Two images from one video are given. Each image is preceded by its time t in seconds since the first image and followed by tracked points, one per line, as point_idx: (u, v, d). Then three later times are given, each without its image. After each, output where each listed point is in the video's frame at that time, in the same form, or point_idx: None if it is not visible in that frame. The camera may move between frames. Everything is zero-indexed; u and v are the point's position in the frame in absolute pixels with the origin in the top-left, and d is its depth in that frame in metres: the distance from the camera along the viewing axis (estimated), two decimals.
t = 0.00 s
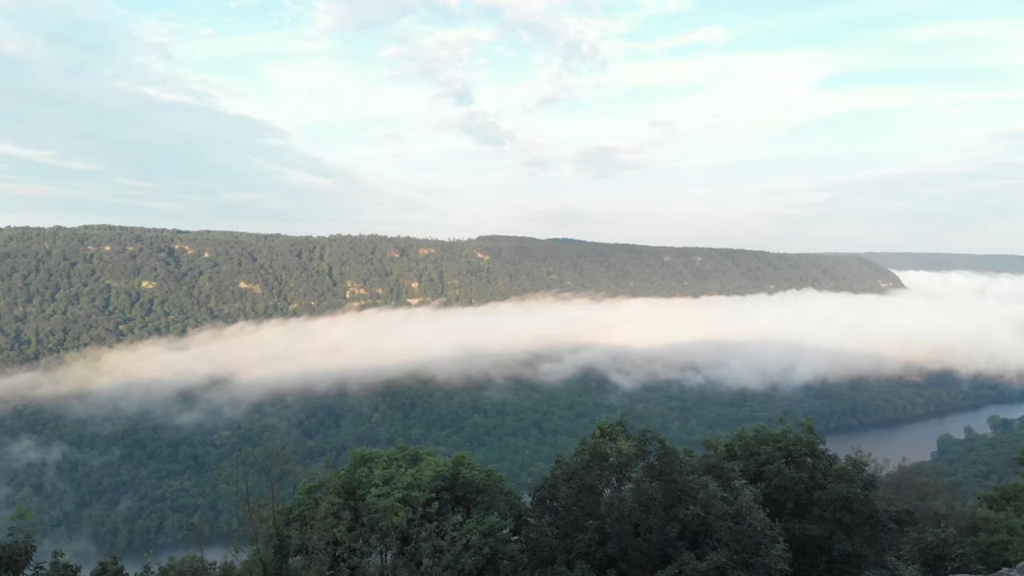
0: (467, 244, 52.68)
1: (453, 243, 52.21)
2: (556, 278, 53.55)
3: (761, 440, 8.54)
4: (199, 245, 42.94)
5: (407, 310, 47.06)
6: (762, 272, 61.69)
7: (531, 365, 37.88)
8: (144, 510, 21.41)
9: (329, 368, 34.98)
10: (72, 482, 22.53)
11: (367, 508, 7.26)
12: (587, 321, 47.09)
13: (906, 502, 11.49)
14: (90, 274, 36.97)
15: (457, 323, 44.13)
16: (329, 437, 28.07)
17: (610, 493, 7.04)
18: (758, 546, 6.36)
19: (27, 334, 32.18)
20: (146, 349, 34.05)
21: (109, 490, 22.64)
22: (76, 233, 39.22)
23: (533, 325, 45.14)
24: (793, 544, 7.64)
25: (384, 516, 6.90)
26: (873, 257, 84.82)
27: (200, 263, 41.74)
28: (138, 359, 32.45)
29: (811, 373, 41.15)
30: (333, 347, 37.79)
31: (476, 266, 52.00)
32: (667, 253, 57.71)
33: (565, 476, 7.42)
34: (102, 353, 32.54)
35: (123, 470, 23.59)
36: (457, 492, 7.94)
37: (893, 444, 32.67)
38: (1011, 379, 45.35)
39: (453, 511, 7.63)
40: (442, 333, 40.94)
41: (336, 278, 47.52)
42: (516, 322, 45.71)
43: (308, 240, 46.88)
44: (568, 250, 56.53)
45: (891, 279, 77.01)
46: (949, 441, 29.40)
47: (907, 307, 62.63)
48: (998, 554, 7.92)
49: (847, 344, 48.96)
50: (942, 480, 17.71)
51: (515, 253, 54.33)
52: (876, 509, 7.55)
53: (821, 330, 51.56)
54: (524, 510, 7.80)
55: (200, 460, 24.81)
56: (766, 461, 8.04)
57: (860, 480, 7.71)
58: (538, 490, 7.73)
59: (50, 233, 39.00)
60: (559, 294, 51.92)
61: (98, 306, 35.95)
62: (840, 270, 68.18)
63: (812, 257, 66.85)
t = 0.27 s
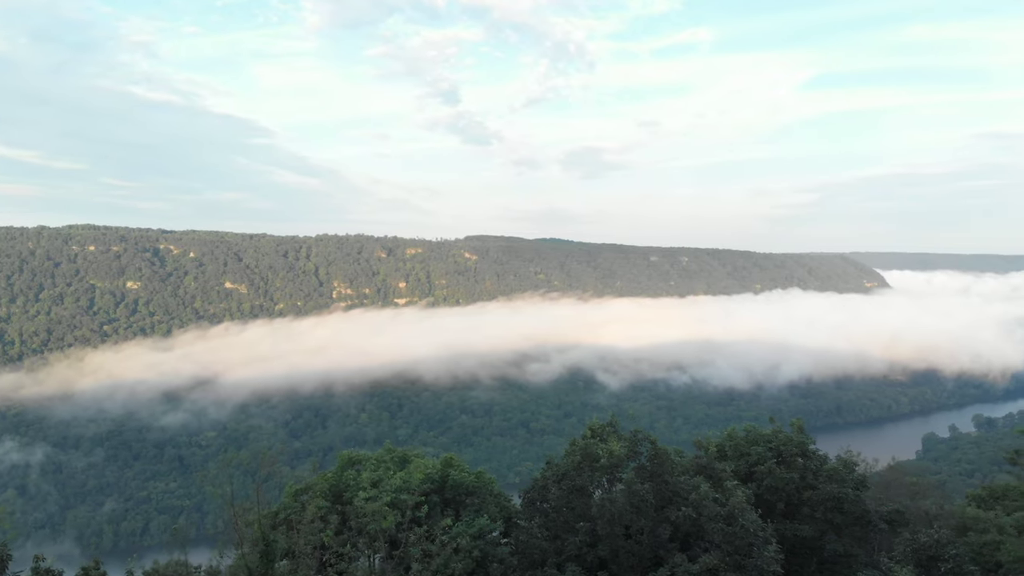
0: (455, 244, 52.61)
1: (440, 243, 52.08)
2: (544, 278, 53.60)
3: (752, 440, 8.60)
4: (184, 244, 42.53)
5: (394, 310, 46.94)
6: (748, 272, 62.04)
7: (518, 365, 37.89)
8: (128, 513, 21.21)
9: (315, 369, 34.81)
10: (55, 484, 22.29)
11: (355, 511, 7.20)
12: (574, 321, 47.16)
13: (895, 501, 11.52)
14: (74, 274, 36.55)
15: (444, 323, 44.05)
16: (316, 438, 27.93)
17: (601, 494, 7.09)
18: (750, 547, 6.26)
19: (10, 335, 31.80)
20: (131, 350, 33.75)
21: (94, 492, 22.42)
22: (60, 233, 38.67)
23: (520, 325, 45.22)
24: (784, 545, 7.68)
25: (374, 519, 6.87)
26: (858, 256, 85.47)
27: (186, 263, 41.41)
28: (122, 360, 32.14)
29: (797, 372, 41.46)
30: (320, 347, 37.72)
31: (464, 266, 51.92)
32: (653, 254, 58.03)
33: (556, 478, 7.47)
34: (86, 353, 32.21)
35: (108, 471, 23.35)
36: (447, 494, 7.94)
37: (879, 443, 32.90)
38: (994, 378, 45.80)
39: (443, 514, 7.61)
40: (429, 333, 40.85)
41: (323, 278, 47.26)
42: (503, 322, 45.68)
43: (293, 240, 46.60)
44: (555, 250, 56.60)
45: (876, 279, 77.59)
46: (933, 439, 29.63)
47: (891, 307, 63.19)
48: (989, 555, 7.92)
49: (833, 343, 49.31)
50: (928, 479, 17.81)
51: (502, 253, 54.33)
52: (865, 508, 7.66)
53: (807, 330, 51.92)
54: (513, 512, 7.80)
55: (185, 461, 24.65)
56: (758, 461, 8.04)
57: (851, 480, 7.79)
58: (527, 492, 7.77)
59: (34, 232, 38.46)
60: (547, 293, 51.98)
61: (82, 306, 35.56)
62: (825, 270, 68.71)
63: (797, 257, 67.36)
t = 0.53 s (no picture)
0: (442, 244, 52.52)
1: (427, 242, 51.96)
2: (531, 278, 53.61)
3: (743, 440, 8.64)
4: (169, 244, 42.18)
5: (380, 310, 46.78)
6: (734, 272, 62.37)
7: (505, 365, 37.88)
8: (113, 514, 21.03)
9: (301, 369, 34.60)
10: (39, 486, 22.03)
11: (343, 515, 7.14)
12: (562, 321, 47.22)
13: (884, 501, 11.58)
14: (57, 274, 36.12)
15: (432, 323, 43.97)
16: (302, 439, 27.77)
17: (592, 496, 7.11)
18: (742, 549, 6.32)
19: None
20: (115, 351, 33.39)
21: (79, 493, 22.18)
22: (43, 233, 38.20)
23: (508, 325, 45.25)
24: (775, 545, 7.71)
25: (362, 522, 6.83)
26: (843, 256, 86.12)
27: (171, 263, 41.05)
28: (106, 360, 31.79)
29: (782, 372, 41.74)
30: (306, 347, 37.54)
31: (451, 266, 51.86)
32: (640, 254, 58.18)
33: (546, 480, 7.47)
34: (69, 354, 31.83)
35: (92, 472, 23.10)
36: (436, 496, 7.90)
37: (864, 441, 33.18)
38: (978, 377, 46.31)
39: (432, 516, 7.59)
40: (415, 333, 40.74)
41: (309, 278, 46.96)
42: (490, 322, 45.64)
43: (280, 241, 46.09)
44: (542, 250, 56.64)
45: (861, 279, 78.25)
46: (919, 437, 29.90)
47: (876, 307, 63.73)
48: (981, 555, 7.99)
49: (818, 343, 49.67)
50: (913, 478, 17.95)
51: (490, 253, 54.31)
52: (856, 509, 7.70)
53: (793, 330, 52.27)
54: (502, 514, 7.78)
55: (170, 462, 24.48)
56: (748, 462, 8.07)
57: (842, 480, 7.86)
58: (517, 494, 7.77)
59: (17, 232, 37.94)
60: (534, 293, 52.00)
61: (66, 307, 35.15)
62: (811, 269, 69.18)
63: (783, 257, 67.84)
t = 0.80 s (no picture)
0: (427, 244, 52.44)
1: (413, 242, 51.85)
2: (517, 278, 53.63)
3: (731, 440, 8.68)
4: (152, 244, 41.76)
5: (365, 310, 46.60)
6: (718, 272, 62.75)
7: (490, 365, 37.86)
8: (96, 516, 20.82)
9: (285, 370, 34.37)
10: (20, 488, 21.74)
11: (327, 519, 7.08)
12: (547, 321, 47.28)
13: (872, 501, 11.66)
14: (38, 274, 35.65)
15: (417, 323, 43.87)
16: (286, 440, 27.58)
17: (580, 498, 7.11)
18: (732, 550, 6.35)
19: None
20: (96, 351, 33.00)
21: (60, 495, 21.93)
22: (24, 232, 37.71)
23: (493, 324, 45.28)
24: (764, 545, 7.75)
25: (347, 527, 6.79)
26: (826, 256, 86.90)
27: (153, 263, 40.67)
28: (88, 361, 31.40)
29: (766, 371, 42.06)
30: (291, 347, 37.34)
31: (437, 266, 51.78)
32: (625, 254, 58.35)
33: (535, 482, 7.46)
34: (50, 354, 31.41)
35: (74, 474, 22.85)
36: (422, 499, 7.86)
37: (847, 440, 33.50)
38: (959, 376, 46.88)
39: (419, 519, 7.55)
40: (400, 333, 40.61)
41: (294, 278, 46.64)
42: (475, 322, 45.59)
43: (264, 239, 46.25)
44: (528, 250, 56.69)
45: (844, 279, 78.76)
46: (901, 436, 30.21)
47: (859, 306, 64.31)
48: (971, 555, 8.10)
49: (801, 342, 50.06)
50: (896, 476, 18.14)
51: (475, 253, 54.29)
52: (846, 508, 7.75)
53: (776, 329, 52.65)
54: (490, 517, 7.77)
55: (153, 464, 24.28)
56: (737, 462, 8.11)
57: (831, 480, 7.92)
58: (505, 496, 7.76)
59: None
60: (520, 293, 52.02)
61: (47, 307, 34.68)
62: (794, 269, 69.76)
63: (767, 257, 68.32)
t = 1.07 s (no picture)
0: (414, 243, 52.32)
1: (400, 242, 51.72)
2: (505, 277, 53.62)
3: (723, 440, 8.71)
4: (137, 244, 41.41)
5: (353, 310, 46.40)
6: (705, 271, 63.02)
7: (478, 365, 37.80)
8: (80, 518, 20.64)
9: (271, 371, 34.11)
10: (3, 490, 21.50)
11: (314, 523, 7.02)
12: (535, 321, 47.30)
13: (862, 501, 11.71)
14: (21, 274, 35.23)
15: (404, 323, 43.75)
16: (272, 441, 27.40)
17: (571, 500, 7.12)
18: (724, 552, 6.37)
19: None
20: (80, 352, 32.67)
21: (44, 497, 21.72)
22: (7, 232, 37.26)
23: (480, 325, 45.29)
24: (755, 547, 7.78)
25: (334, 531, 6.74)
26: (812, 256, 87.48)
27: (138, 263, 40.32)
28: (72, 362, 31.07)
29: (752, 370, 42.27)
30: (277, 347, 37.13)
31: (424, 265, 51.68)
32: (612, 254, 58.49)
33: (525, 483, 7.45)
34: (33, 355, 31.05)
35: (58, 475, 22.63)
36: (410, 501, 7.82)
37: (833, 439, 33.69)
38: (943, 375, 47.30)
39: (407, 522, 7.52)
40: (387, 333, 40.45)
41: (280, 278, 46.34)
42: (463, 323, 45.49)
43: (250, 239, 46.06)
44: (515, 250, 56.70)
45: (830, 279, 79.32)
46: (886, 435, 30.41)
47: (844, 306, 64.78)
48: (964, 555, 8.12)
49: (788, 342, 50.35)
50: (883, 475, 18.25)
51: (463, 253, 54.23)
52: (836, 510, 7.79)
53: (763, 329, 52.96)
54: (479, 519, 7.76)
55: (139, 465, 24.09)
56: (728, 463, 8.14)
57: (822, 481, 7.97)
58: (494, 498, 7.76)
59: None
60: (508, 293, 52.00)
61: (30, 308, 34.28)
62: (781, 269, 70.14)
63: (753, 258, 68.68)
